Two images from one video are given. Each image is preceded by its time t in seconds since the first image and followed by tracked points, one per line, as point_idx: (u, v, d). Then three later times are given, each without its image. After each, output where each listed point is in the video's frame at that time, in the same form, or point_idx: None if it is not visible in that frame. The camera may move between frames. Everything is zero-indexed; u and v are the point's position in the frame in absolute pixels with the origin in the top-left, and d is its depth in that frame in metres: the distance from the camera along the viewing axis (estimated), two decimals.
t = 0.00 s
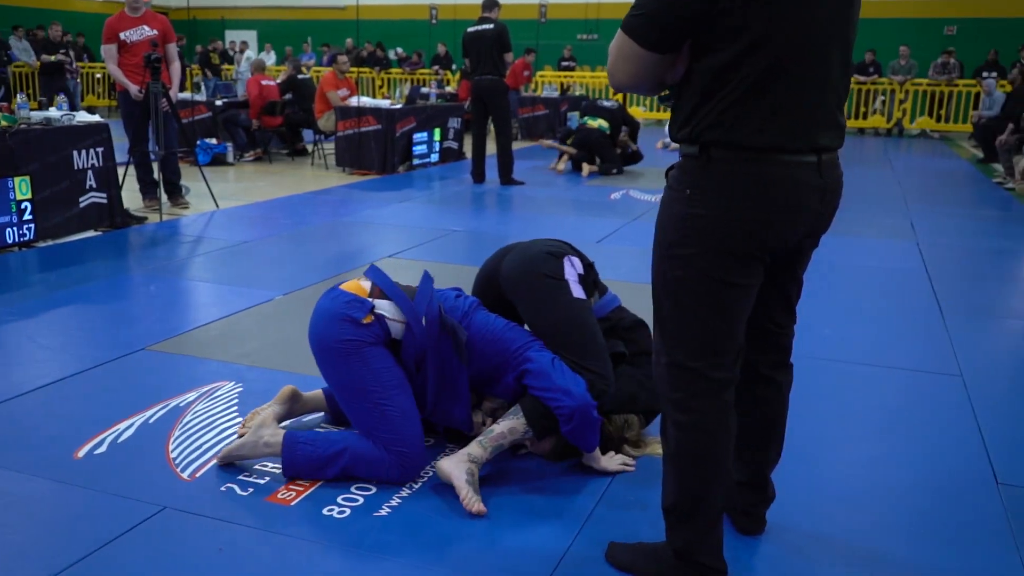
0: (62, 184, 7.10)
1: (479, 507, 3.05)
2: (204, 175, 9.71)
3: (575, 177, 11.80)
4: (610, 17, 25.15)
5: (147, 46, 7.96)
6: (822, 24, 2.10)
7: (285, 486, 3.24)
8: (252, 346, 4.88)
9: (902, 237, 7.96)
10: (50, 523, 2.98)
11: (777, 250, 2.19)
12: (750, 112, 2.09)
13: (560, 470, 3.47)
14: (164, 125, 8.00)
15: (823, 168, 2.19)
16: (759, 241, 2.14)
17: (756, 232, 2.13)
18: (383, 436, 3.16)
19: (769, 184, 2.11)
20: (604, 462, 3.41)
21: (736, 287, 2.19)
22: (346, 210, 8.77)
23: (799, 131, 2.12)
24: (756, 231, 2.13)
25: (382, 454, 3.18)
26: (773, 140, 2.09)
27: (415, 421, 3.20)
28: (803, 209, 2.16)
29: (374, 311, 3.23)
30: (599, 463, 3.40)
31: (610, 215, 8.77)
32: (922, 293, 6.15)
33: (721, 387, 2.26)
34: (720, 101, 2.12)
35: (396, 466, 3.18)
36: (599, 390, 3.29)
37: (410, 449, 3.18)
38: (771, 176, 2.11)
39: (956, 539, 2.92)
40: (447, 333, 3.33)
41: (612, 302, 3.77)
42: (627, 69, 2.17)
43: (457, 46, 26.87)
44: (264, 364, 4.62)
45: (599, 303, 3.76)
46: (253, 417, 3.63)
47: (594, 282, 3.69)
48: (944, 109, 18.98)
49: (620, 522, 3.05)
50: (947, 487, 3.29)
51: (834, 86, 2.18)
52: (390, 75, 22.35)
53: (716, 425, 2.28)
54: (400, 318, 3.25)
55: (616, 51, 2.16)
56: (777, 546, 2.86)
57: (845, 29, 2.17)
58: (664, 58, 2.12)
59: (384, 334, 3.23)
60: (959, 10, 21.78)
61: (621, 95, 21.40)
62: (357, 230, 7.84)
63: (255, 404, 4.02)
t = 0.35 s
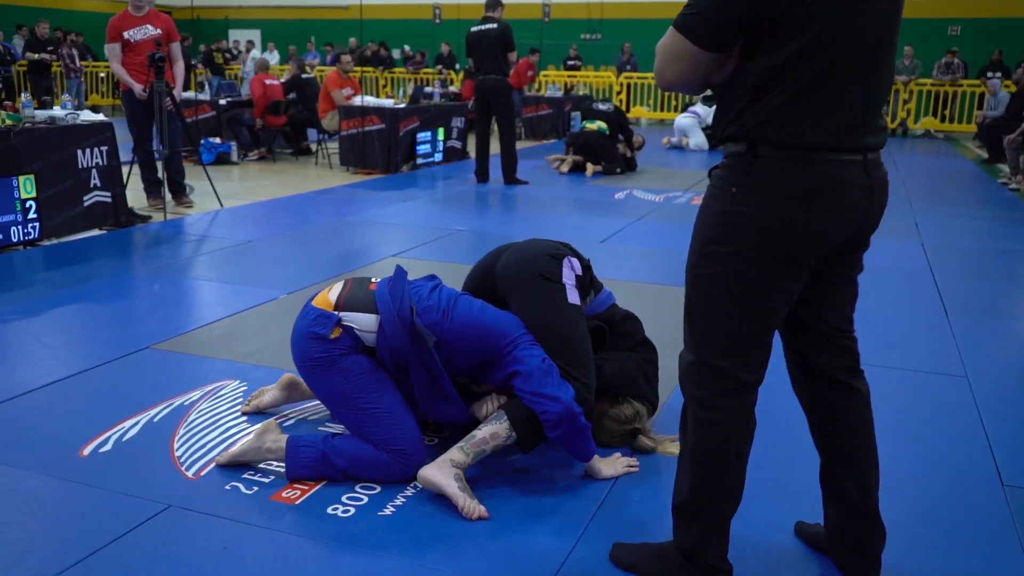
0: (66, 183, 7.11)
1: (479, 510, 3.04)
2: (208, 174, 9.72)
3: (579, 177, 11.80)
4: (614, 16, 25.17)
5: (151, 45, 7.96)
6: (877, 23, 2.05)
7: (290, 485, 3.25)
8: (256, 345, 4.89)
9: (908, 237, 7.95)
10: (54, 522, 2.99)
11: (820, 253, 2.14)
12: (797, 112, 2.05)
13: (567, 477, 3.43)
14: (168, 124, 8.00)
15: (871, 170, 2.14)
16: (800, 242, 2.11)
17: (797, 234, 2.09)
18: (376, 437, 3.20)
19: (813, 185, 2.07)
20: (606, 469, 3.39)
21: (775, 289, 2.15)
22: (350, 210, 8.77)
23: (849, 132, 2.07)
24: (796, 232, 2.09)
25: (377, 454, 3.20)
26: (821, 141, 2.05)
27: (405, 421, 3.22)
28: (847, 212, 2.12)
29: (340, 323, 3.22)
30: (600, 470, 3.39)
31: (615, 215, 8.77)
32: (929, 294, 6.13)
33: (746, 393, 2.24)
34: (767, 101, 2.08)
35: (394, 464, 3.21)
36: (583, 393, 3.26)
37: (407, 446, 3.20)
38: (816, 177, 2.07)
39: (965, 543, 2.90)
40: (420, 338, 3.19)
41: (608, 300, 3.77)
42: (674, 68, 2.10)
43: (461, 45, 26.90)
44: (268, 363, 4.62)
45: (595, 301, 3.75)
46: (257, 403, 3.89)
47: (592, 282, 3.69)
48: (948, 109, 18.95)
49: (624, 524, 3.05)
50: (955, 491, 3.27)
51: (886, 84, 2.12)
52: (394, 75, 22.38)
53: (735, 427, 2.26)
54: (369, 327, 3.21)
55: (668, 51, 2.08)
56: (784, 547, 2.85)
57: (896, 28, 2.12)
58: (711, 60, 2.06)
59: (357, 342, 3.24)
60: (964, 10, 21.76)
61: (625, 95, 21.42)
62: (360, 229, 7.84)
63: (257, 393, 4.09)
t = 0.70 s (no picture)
0: (80, 183, 7.15)
1: (486, 513, 3.00)
2: (220, 175, 9.77)
3: (590, 177, 11.81)
4: (624, 17, 25.29)
5: (163, 47, 8.00)
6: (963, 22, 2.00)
7: (300, 485, 3.25)
8: (267, 345, 4.92)
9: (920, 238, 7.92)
10: (68, 519, 3.01)
11: (895, 259, 2.12)
12: (879, 115, 2.01)
13: (574, 473, 3.44)
14: (180, 125, 8.04)
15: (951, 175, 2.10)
16: (874, 247, 2.09)
17: (870, 239, 2.08)
18: (391, 429, 3.20)
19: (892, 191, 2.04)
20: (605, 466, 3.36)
21: (844, 293, 2.14)
22: (360, 210, 8.79)
23: (930, 137, 2.03)
24: (870, 237, 2.08)
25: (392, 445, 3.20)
26: (904, 147, 2.01)
27: (421, 414, 3.21)
28: (925, 219, 2.09)
29: (370, 309, 3.21)
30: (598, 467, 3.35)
31: (626, 216, 8.76)
32: (943, 295, 6.10)
33: (785, 394, 2.24)
34: (847, 103, 2.04)
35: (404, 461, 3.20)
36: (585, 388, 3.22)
37: (425, 444, 3.19)
38: (896, 184, 2.04)
39: (980, 548, 2.88)
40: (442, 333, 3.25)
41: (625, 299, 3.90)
42: (754, 63, 2.12)
43: (471, 45, 26.94)
44: (279, 362, 4.65)
45: (612, 300, 3.87)
46: (268, 407, 3.83)
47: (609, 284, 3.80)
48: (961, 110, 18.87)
49: (633, 524, 3.05)
50: (969, 495, 3.25)
51: (962, 87, 2.08)
52: (405, 76, 22.41)
53: (776, 423, 2.26)
54: (401, 314, 3.21)
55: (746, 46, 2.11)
56: (794, 547, 2.84)
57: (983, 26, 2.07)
58: (790, 54, 2.07)
59: (384, 331, 3.21)
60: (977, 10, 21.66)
61: (635, 96, 21.42)
62: (372, 229, 7.87)
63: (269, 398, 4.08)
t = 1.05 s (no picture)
0: (93, 183, 7.19)
1: (497, 513, 3.00)
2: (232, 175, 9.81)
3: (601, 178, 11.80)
4: (635, 17, 25.28)
5: (176, 47, 8.03)
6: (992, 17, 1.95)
7: (311, 484, 3.26)
8: (279, 344, 4.93)
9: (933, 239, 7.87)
10: (81, 517, 3.03)
11: (912, 259, 2.09)
12: (893, 113, 2.00)
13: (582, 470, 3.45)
14: (193, 125, 8.08)
15: (981, 174, 2.03)
16: (888, 246, 2.07)
17: (885, 241, 2.07)
18: (405, 429, 3.17)
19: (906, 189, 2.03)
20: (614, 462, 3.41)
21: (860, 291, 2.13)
22: (371, 210, 8.81)
23: (950, 135, 1.99)
24: (884, 236, 2.06)
25: (405, 448, 3.19)
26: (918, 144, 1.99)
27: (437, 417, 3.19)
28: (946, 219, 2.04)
29: (397, 305, 3.19)
30: (610, 461, 3.41)
31: (637, 216, 8.76)
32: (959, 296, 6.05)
33: (802, 397, 2.23)
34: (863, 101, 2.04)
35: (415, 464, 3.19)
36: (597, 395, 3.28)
37: (436, 448, 3.18)
38: (912, 182, 2.02)
39: (994, 551, 2.85)
40: (472, 328, 3.24)
41: (650, 304, 3.91)
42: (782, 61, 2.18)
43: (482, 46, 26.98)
44: (291, 362, 4.66)
45: (636, 305, 3.89)
46: (283, 413, 3.78)
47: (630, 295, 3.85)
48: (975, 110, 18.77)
49: (642, 524, 3.04)
50: (984, 498, 3.21)
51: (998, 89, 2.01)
52: (416, 76, 22.43)
53: (795, 418, 2.25)
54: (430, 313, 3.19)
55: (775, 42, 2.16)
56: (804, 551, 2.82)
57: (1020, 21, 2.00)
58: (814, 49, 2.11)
59: (411, 329, 3.19)
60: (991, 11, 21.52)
61: (646, 96, 21.39)
62: (383, 229, 7.88)
63: (281, 401, 4.06)
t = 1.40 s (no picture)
0: (100, 183, 7.22)
1: (502, 513, 3.00)
2: (239, 175, 9.84)
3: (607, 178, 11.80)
4: (641, 17, 25.25)
5: (183, 48, 8.06)
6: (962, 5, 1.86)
7: (318, 483, 3.28)
8: (284, 344, 4.95)
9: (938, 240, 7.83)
10: (87, 516, 3.04)
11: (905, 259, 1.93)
12: (860, 121, 1.93)
13: (584, 469, 3.45)
14: (200, 125, 8.11)
15: (970, 171, 1.84)
16: (875, 248, 1.93)
17: (871, 247, 1.94)
18: (400, 431, 3.15)
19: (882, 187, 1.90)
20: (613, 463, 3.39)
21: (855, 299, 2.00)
22: (377, 210, 8.83)
23: (921, 130, 1.86)
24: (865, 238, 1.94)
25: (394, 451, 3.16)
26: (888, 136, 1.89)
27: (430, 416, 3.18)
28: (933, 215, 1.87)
29: (390, 309, 3.19)
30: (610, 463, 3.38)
31: (643, 216, 8.75)
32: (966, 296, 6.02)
33: (826, 420, 2.10)
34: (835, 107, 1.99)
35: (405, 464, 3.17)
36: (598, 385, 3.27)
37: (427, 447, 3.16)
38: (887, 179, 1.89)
39: (999, 553, 2.83)
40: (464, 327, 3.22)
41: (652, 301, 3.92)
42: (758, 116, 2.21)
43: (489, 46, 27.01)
44: (296, 362, 4.67)
45: (640, 301, 3.89)
46: (289, 409, 3.77)
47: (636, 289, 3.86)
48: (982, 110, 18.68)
49: (645, 525, 3.03)
50: (990, 499, 3.19)
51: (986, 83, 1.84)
52: (422, 76, 22.44)
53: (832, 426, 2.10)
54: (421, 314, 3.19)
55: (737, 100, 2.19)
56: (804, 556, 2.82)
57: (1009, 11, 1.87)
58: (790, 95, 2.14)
59: (403, 331, 3.20)
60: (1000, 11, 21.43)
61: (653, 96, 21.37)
62: (388, 229, 7.89)
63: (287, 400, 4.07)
